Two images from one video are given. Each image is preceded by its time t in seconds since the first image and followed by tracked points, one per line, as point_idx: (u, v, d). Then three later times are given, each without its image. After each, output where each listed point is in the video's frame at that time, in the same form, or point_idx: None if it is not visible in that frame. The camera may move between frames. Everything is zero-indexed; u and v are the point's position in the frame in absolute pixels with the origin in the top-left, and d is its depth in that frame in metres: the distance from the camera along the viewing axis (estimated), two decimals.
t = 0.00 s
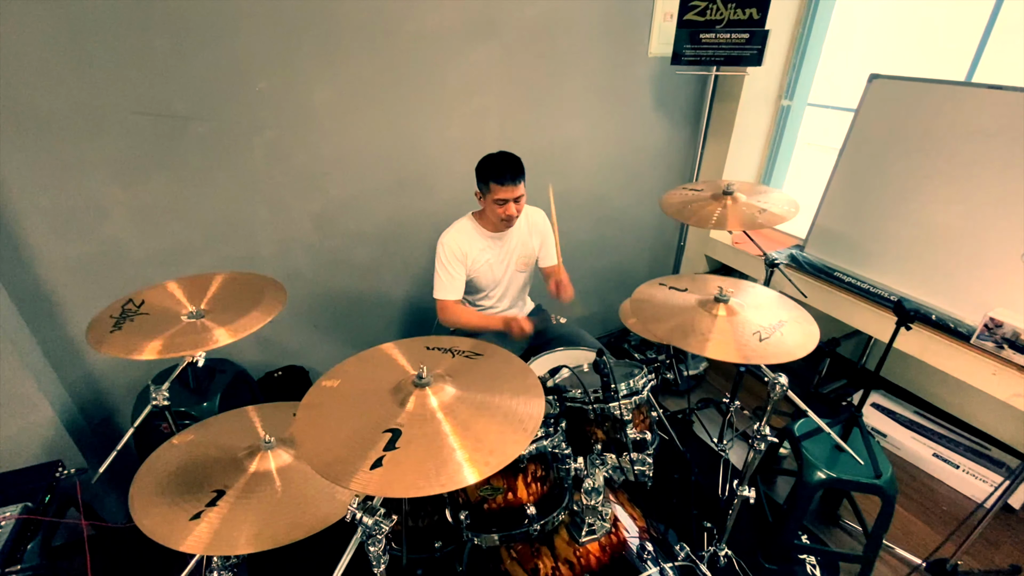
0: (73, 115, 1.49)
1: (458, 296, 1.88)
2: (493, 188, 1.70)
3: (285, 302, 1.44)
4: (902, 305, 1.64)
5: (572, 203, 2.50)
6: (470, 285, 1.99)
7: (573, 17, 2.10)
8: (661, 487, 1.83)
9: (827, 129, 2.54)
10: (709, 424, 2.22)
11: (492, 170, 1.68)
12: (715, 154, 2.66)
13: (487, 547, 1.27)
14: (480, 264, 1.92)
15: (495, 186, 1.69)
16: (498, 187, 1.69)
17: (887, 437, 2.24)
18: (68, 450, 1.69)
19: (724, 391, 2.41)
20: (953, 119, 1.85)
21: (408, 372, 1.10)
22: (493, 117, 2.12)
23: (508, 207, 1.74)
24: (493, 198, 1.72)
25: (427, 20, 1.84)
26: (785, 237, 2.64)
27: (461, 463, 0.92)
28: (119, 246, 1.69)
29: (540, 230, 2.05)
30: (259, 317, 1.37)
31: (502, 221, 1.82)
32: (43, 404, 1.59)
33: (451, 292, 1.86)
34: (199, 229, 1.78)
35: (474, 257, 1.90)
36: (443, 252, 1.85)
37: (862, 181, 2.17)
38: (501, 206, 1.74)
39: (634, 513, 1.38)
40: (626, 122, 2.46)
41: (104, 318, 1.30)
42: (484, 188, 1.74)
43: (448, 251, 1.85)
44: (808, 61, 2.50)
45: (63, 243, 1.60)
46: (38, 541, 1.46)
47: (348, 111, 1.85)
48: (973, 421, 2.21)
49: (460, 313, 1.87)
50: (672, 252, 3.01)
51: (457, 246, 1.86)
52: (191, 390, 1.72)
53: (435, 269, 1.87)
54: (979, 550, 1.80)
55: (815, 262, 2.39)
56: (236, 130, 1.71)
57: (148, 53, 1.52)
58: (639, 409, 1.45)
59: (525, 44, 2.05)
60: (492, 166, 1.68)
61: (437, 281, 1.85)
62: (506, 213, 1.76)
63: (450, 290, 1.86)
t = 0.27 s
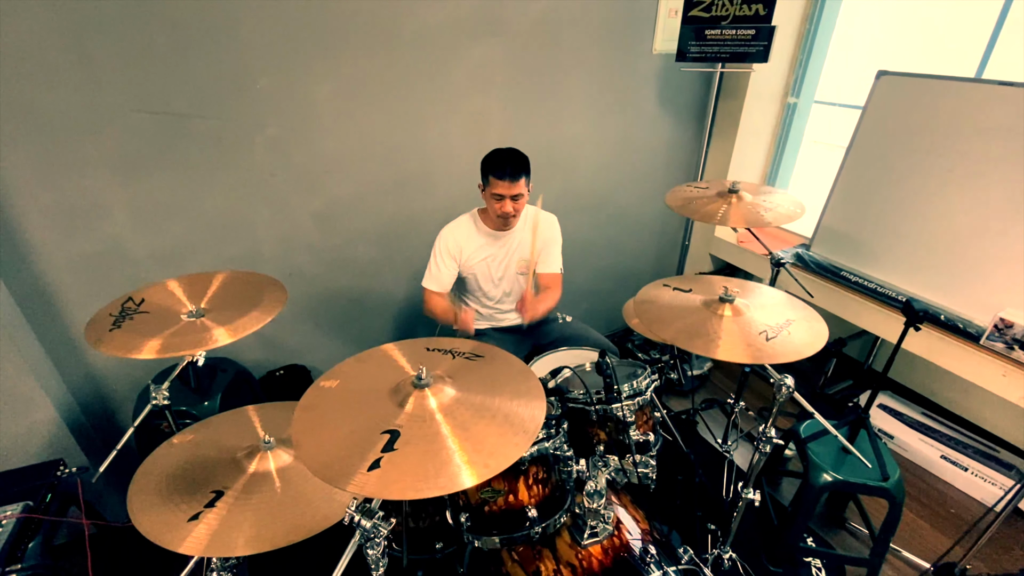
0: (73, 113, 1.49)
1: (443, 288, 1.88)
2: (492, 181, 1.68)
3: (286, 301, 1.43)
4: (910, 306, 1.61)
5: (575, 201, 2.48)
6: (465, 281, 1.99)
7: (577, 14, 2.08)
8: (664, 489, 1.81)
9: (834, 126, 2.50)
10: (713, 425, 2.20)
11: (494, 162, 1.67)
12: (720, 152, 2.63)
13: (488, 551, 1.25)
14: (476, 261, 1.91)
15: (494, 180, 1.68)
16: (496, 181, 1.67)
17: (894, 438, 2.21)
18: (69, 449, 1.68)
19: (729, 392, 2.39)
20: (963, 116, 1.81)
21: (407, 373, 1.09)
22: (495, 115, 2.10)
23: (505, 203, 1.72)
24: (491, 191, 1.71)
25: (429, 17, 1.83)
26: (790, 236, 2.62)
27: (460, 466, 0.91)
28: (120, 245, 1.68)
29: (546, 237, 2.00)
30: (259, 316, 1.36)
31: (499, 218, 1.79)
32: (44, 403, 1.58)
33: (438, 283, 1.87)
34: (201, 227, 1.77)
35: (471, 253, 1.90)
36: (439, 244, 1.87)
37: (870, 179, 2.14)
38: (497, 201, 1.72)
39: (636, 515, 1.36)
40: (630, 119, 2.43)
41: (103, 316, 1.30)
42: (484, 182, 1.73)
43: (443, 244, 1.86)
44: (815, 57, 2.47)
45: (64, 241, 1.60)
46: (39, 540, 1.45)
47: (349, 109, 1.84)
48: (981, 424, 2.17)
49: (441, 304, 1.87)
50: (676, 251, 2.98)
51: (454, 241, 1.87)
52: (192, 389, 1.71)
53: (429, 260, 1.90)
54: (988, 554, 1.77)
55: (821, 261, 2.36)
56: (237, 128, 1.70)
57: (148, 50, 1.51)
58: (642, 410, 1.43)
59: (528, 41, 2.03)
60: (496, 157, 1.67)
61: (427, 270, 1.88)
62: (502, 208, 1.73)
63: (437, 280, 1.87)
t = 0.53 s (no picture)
0: (73, 112, 1.48)
1: (446, 295, 1.85)
2: (493, 190, 1.67)
3: (286, 301, 1.42)
4: (917, 304, 1.59)
5: (578, 200, 2.47)
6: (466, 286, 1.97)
7: (578, 11, 2.06)
8: (667, 490, 1.79)
9: (838, 124, 2.49)
10: (716, 425, 2.19)
11: (496, 172, 1.64)
12: (724, 150, 2.61)
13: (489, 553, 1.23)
14: (475, 265, 1.89)
15: (495, 189, 1.66)
16: (497, 190, 1.66)
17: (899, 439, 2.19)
18: (70, 449, 1.68)
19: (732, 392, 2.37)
20: (969, 113, 1.79)
21: (406, 373, 1.07)
22: (497, 114, 2.09)
23: (505, 212, 1.72)
24: (491, 199, 1.70)
25: (430, 15, 1.82)
26: (794, 234, 2.60)
27: (460, 467, 0.89)
28: (120, 245, 1.68)
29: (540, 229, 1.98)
30: (259, 316, 1.35)
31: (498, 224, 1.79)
32: (45, 403, 1.58)
33: (441, 292, 1.84)
34: (201, 227, 1.77)
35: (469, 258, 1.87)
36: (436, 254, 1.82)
37: (874, 177, 2.12)
38: (497, 209, 1.72)
39: (639, 517, 1.35)
40: (632, 118, 2.42)
41: (102, 318, 1.29)
42: (484, 188, 1.71)
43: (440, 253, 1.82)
44: (818, 55, 2.45)
45: (64, 241, 1.59)
46: (39, 542, 1.44)
47: (350, 108, 1.83)
48: (989, 424, 2.15)
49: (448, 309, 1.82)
50: (679, 250, 2.97)
51: (451, 248, 1.84)
52: (193, 389, 1.70)
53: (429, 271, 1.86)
54: (994, 555, 1.76)
55: (826, 260, 2.34)
56: (238, 127, 1.69)
57: (148, 49, 1.51)
58: (645, 411, 1.42)
59: (529, 40, 2.02)
60: (498, 167, 1.63)
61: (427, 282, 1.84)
62: (502, 217, 1.73)
63: (439, 289, 1.83)
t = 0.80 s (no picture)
0: (72, 112, 1.48)
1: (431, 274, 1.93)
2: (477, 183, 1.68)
3: (286, 301, 1.42)
4: (920, 303, 1.57)
5: (578, 199, 2.46)
6: (458, 280, 1.98)
7: (578, 11, 2.06)
8: (669, 490, 1.78)
9: (839, 123, 2.48)
10: (718, 425, 2.18)
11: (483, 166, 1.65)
12: (725, 149, 2.61)
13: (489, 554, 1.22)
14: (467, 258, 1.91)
15: (479, 180, 1.67)
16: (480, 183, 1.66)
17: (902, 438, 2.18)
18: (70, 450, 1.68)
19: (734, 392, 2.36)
20: (972, 110, 1.78)
21: (405, 373, 1.07)
22: (497, 113, 2.09)
23: (488, 207, 1.71)
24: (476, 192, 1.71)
25: (429, 15, 1.81)
26: (796, 234, 2.59)
27: (459, 467, 0.89)
28: (120, 245, 1.67)
29: (541, 234, 1.96)
30: (258, 317, 1.35)
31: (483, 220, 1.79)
32: (45, 404, 1.58)
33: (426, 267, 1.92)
34: (200, 228, 1.76)
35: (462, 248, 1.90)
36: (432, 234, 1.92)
37: (876, 176, 2.11)
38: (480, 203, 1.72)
39: (641, 518, 1.34)
40: (633, 118, 2.42)
41: (100, 317, 1.29)
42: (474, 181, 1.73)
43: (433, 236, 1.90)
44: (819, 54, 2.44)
45: (64, 242, 1.59)
46: (39, 543, 1.44)
47: (350, 108, 1.82)
48: (993, 424, 2.14)
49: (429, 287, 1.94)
50: (680, 250, 2.96)
51: (444, 239, 1.89)
52: (193, 390, 1.70)
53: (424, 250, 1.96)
54: (999, 556, 1.74)
55: (828, 259, 2.33)
56: (237, 127, 1.69)
57: (147, 49, 1.50)
58: (646, 411, 1.41)
59: (529, 39, 2.02)
60: (485, 159, 1.65)
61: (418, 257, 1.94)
62: (484, 212, 1.73)
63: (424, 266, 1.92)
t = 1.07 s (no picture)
0: (75, 114, 1.48)
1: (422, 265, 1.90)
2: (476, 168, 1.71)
3: (286, 299, 1.43)
4: (922, 303, 1.57)
5: (579, 200, 2.46)
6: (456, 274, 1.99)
7: (578, 12, 2.06)
8: (670, 491, 1.78)
9: (840, 124, 2.48)
10: (719, 426, 2.18)
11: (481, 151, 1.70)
12: (726, 150, 2.61)
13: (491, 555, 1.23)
14: (466, 253, 1.91)
15: (478, 165, 1.70)
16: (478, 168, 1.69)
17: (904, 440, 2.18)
18: (72, 450, 1.68)
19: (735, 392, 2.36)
20: (974, 110, 1.78)
21: (406, 374, 1.07)
22: (498, 114, 2.09)
23: (487, 193, 1.72)
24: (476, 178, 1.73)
25: (431, 16, 1.82)
26: (797, 234, 2.59)
27: (461, 467, 0.89)
28: (122, 246, 1.68)
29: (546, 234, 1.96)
30: (258, 317, 1.35)
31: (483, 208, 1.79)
32: (47, 405, 1.58)
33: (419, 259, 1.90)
34: (202, 229, 1.77)
35: (461, 244, 1.90)
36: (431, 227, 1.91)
37: (878, 176, 2.10)
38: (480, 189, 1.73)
39: (642, 519, 1.34)
40: (633, 119, 2.42)
41: (103, 318, 1.29)
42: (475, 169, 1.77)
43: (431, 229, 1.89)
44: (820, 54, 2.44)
45: (66, 243, 1.60)
46: (42, 543, 1.44)
47: (351, 109, 1.83)
48: (996, 425, 2.13)
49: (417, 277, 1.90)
50: (681, 251, 2.96)
51: (444, 236, 1.89)
52: (195, 392, 1.70)
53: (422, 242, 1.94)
54: (1002, 557, 1.74)
55: (829, 260, 2.33)
56: (239, 128, 1.70)
57: (150, 51, 1.51)
58: (648, 411, 1.40)
59: (530, 40, 2.02)
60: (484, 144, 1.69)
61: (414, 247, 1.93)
62: (483, 198, 1.73)
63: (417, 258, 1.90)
